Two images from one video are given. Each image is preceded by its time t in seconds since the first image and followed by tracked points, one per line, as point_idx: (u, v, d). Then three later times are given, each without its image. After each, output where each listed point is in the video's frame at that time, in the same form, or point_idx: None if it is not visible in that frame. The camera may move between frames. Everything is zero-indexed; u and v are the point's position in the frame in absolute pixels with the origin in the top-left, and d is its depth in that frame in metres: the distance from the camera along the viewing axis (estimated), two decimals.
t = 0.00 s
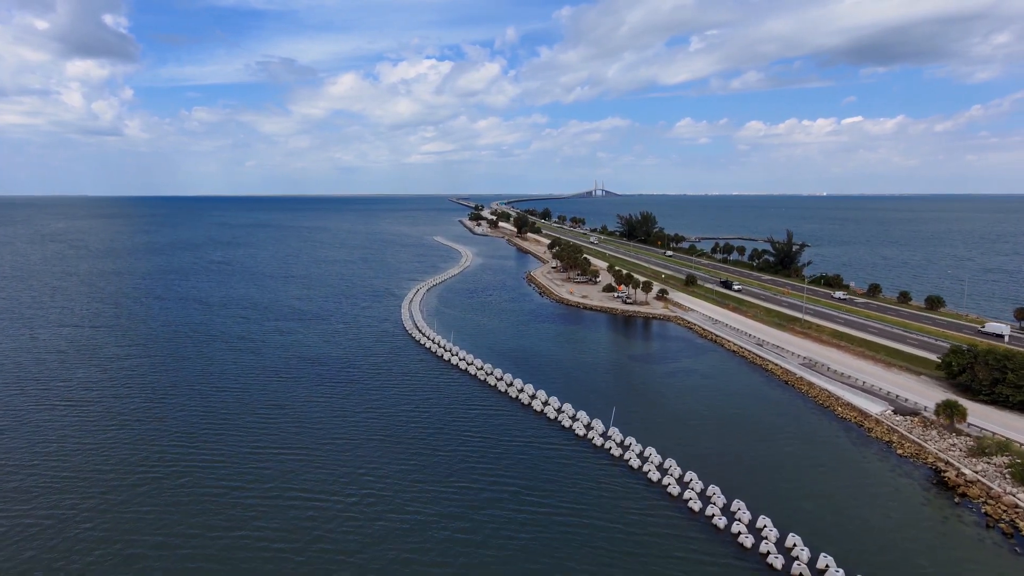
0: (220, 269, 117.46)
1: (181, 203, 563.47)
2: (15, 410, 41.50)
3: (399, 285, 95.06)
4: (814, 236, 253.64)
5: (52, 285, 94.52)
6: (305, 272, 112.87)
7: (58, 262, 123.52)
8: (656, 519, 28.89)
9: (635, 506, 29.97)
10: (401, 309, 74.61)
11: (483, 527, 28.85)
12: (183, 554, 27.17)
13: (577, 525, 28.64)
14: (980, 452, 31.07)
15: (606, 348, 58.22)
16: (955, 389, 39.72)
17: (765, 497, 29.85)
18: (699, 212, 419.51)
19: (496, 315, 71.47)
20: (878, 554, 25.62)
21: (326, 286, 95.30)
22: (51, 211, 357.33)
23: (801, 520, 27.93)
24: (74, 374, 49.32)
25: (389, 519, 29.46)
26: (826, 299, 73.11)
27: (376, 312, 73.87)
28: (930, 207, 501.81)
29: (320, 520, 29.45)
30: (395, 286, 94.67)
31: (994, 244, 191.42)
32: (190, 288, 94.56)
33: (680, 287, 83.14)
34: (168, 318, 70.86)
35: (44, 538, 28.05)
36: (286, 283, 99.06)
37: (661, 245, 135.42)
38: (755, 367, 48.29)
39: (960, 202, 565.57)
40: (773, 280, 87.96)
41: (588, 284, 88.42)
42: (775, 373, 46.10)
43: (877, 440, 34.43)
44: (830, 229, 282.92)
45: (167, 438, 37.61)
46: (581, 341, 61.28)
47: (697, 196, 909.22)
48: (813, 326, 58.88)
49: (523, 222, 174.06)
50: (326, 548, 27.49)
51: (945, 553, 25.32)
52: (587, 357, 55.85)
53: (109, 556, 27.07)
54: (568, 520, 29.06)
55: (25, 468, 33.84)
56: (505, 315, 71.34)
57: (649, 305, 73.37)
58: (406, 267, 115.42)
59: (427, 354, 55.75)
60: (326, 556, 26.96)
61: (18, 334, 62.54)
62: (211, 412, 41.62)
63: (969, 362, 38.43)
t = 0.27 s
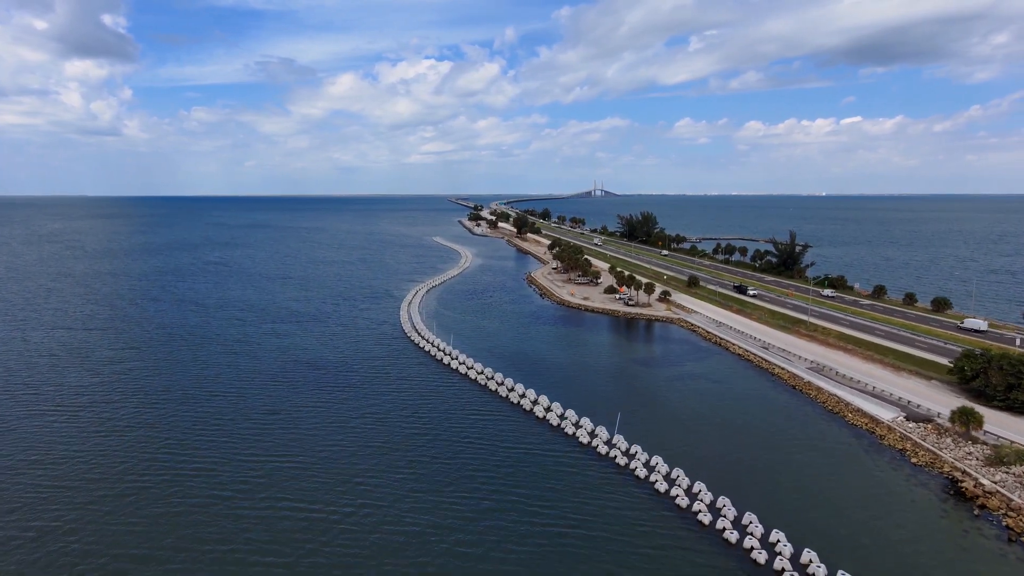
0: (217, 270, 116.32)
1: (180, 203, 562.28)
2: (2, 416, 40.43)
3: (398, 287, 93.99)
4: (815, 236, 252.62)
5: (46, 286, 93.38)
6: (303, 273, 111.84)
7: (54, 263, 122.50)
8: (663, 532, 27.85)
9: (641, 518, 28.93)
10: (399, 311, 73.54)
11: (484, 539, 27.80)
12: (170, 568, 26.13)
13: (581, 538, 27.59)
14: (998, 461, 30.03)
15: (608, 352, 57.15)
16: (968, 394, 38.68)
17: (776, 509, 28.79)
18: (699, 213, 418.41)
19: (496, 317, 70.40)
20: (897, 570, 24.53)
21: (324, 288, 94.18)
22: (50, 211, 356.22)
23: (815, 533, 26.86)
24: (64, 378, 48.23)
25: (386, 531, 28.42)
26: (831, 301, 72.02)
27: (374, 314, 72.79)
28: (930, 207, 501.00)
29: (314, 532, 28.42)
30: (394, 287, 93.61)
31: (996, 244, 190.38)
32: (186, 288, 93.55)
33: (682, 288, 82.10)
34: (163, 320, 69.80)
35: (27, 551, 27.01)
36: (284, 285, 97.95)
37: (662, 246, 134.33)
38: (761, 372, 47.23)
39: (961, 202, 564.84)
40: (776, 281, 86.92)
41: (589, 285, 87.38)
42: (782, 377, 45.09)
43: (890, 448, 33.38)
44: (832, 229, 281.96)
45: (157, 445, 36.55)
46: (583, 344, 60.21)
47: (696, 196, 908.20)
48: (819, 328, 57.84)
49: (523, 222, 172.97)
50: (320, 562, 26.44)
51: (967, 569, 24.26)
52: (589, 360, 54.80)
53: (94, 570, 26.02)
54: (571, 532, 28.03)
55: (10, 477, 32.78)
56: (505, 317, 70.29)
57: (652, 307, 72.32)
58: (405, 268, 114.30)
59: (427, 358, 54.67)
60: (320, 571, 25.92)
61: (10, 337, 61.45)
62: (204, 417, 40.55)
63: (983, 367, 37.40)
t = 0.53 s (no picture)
0: (214, 271, 115.17)
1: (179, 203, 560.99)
2: None
3: (397, 288, 92.91)
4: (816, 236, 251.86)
5: (41, 288, 92.19)
6: (301, 274, 110.86)
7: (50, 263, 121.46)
8: (672, 545, 26.85)
9: (649, 530, 27.93)
10: (398, 312, 72.51)
11: (485, 552, 26.80)
12: None
13: (586, 551, 26.61)
14: (1018, 471, 29.08)
15: (611, 355, 56.14)
16: (981, 399, 37.71)
17: (790, 522, 27.74)
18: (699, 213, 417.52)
19: (496, 319, 69.37)
20: None
21: (322, 289, 93.06)
22: (48, 211, 355.09)
23: (832, 547, 25.82)
24: (55, 382, 47.16)
25: (384, 544, 27.41)
26: (836, 303, 71.04)
27: (373, 316, 71.74)
28: (930, 207, 500.44)
29: (309, 544, 27.42)
30: (392, 288, 92.55)
31: (999, 244, 189.59)
32: (183, 290, 92.45)
33: (685, 289, 81.08)
34: (158, 322, 68.77)
35: (10, 565, 26.00)
36: (282, 286, 96.93)
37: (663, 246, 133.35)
38: (768, 376, 46.25)
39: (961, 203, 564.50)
40: (780, 282, 85.97)
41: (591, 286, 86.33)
42: (790, 382, 44.13)
43: (904, 457, 32.41)
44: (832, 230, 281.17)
45: (148, 453, 35.54)
46: (585, 346, 59.18)
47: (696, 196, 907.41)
48: (826, 331, 56.86)
49: (523, 222, 171.91)
50: None
51: None
52: (592, 363, 53.76)
53: None
54: (576, 545, 27.04)
55: None
56: (506, 319, 69.27)
57: (654, 308, 71.32)
58: (404, 269, 113.27)
59: (426, 361, 53.62)
60: None
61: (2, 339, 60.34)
62: (198, 423, 39.55)
63: (997, 372, 36.44)
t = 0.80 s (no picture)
0: (211, 272, 113.91)
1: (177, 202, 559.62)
2: None
3: (396, 289, 91.82)
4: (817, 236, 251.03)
5: (35, 289, 90.92)
6: (299, 275, 109.81)
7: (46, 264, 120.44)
8: (682, 560, 25.87)
9: (657, 543, 26.96)
10: (397, 314, 71.50)
11: (488, 566, 25.80)
12: None
13: (592, 565, 25.65)
14: None
15: (614, 358, 55.14)
16: (996, 405, 36.77)
17: (805, 536, 26.73)
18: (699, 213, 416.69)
19: (496, 321, 68.35)
20: None
21: (320, 290, 91.91)
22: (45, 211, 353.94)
23: (850, 565, 24.80)
24: (46, 387, 46.05)
25: (382, 557, 26.44)
26: (841, 304, 70.09)
27: (371, 318, 70.69)
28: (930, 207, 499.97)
29: (304, 557, 26.42)
30: (391, 289, 91.51)
31: (1001, 245, 188.88)
32: (179, 291, 91.38)
33: (687, 290, 80.05)
34: (153, 325, 67.76)
35: None
36: (279, 287, 95.95)
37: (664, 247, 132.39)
38: (775, 381, 45.26)
39: (961, 203, 564.02)
40: (783, 284, 85.01)
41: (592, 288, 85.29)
42: (798, 387, 43.14)
43: (920, 466, 31.45)
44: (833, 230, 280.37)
45: (139, 460, 34.56)
46: (587, 349, 58.17)
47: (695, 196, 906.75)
48: (832, 334, 55.88)
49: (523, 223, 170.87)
50: None
51: None
52: (594, 366, 52.75)
53: None
54: (582, 559, 26.06)
55: None
56: (507, 321, 68.27)
57: (657, 310, 70.30)
58: (403, 270, 112.22)
59: (425, 364, 52.60)
60: None
61: None
62: (191, 429, 38.56)
63: (1013, 377, 35.49)
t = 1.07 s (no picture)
0: (208, 273, 112.77)
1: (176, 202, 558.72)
2: None
3: (395, 290, 90.81)
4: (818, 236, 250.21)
5: (29, 290, 89.82)
6: (297, 276, 108.79)
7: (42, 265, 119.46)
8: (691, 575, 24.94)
9: (665, 557, 26.05)
10: (396, 316, 70.50)
11: None
12: None
13: None
14: None
15: (616, 361, 54.14)
16: (1011, 411, 35.85)
17: (821, 551, 25.73)
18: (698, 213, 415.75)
19: (497, 324, 67.36)
20: None
21: (318, 291, 90.84)
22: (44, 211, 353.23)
23: None
24: (36, 391, 45.04)
25: (379, 571, 25.47)
26: (847, 306, 69.14)
27: (369, 319, 69.66)
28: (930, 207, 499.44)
29: (298, 571, 25.46)
30: (390, 290, 90.50)
31: (1003, 245, 188.06)
32: (176, 292, 90.39)
33: (690, 292, 79.06)
34: (148, 327, 66.74)
35: None
36: (277, 288, 94.94)
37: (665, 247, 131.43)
38: (782, 385, 44.30)
39: (961, 203, 563.48)
40: (786, 285, 84.04)
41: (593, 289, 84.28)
42: (807, 393, 42.23)
43: (936, 475, 30.51)
44: (834, 230, 279.56)
45: (129, 469, 33.56)
46: (590, 352, 57.19)
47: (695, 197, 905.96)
48: (839, 337, 54.97)
49: (523, 223, 169.90)
50: None
51: None
52: (597, 370, 51.76)
53: None
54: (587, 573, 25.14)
55: None
56: (507, 324, 67.30)
57: (660, 312, 69.31)
58: (402, 270, 111.17)
59: (424, 368, 51.62)
60: None
61: None
62: (184, 436, 37.56)
63: None
